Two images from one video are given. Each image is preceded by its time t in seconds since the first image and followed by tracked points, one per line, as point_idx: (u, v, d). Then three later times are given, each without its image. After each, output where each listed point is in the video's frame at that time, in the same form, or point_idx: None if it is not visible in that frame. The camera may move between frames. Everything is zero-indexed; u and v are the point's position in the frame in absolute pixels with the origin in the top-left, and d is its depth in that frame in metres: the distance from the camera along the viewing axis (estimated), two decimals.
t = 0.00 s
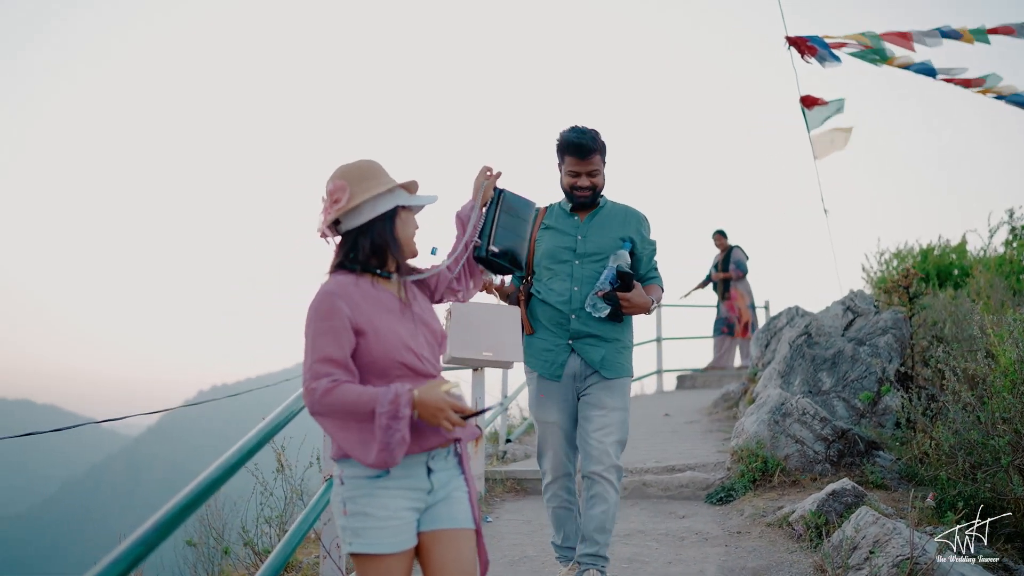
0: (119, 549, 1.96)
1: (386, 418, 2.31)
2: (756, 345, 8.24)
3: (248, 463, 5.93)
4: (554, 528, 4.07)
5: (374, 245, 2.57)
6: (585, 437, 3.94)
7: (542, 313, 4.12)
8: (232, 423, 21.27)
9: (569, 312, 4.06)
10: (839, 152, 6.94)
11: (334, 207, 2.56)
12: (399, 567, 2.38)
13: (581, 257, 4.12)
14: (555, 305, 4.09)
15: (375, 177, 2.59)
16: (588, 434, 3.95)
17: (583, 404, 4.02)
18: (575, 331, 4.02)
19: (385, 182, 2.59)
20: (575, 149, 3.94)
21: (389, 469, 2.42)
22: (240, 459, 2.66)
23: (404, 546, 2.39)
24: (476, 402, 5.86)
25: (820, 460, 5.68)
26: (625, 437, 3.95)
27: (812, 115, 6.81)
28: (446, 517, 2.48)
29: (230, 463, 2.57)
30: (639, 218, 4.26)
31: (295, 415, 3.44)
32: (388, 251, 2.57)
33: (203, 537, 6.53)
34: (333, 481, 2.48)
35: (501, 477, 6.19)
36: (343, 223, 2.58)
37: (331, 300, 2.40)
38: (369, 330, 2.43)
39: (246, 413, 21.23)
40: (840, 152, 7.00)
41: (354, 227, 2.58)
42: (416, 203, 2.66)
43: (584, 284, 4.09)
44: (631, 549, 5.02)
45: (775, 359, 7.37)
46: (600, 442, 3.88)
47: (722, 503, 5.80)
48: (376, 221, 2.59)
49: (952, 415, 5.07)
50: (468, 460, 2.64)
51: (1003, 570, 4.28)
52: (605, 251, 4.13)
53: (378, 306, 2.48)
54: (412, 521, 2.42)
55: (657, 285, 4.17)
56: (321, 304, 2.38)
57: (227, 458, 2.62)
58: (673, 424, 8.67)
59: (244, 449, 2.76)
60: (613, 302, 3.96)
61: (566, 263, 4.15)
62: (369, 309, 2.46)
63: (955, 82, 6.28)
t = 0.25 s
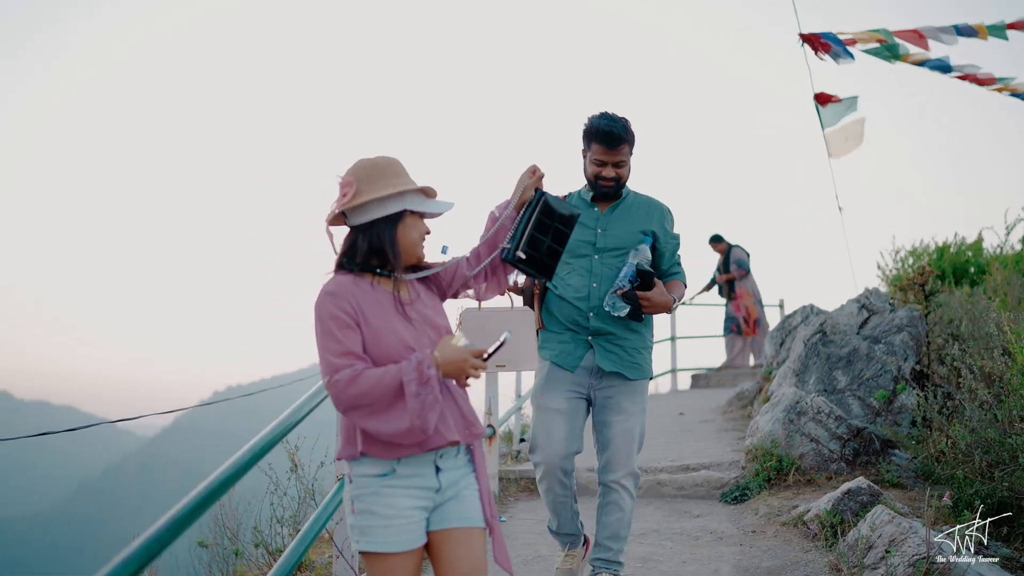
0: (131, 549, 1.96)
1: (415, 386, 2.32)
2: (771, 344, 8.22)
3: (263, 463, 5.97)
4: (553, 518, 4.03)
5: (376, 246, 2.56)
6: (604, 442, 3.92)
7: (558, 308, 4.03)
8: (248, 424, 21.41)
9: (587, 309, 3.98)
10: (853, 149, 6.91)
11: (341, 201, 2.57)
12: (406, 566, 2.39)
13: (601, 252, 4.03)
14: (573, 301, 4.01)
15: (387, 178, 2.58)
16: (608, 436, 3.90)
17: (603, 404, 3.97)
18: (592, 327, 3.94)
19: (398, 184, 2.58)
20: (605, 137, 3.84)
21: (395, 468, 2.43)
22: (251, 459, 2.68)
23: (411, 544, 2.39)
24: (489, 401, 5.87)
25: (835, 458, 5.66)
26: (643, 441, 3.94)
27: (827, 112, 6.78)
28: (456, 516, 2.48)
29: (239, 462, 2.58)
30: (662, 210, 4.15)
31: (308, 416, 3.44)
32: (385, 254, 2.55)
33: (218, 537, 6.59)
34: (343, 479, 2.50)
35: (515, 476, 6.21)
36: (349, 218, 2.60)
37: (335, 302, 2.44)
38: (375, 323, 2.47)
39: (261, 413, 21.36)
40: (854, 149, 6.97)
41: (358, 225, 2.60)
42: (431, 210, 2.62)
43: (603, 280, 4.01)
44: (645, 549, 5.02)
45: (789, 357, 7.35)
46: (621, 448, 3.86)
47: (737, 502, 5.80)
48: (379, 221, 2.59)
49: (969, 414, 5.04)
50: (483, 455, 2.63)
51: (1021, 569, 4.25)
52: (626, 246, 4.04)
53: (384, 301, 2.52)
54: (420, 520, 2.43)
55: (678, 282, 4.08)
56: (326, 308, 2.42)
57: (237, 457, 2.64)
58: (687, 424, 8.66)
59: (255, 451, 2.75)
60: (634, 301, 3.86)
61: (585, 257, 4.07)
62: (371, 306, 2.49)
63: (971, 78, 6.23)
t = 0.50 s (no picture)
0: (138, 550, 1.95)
1: (433, 352, 2.29)
2: (786, 344, 8.18)
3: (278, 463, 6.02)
4: (550, 545, 3.60)
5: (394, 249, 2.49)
6: (619, 452, 3.69)
7: (568, 311, 3.84)
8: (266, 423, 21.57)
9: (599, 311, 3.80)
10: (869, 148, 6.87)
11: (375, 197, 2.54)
12: (419, 567, 2.38)
13: (614, 251, 3.84)
14: (584, 303, 3.82)
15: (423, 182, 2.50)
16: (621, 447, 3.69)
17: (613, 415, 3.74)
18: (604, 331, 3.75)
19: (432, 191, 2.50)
20: (615, 128, 3.66)
21: (406, 470, 2.41)
22: (261, 462, 2.69)
23: (422, 547, 2.38)
24: (503, 402, 5.88)
25: (850, 459, 5.64)
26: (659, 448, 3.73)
27: (842, 111, 6.74)
28: (468, 522, 2.45)
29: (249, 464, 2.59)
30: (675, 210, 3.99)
31: (320, 416, 3.43)
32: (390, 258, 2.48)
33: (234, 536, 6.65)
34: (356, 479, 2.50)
35: (529, 477, 6.22)
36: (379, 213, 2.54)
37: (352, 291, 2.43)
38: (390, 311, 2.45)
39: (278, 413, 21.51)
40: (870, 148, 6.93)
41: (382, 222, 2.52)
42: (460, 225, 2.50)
43: (616, 281, 3.81)
44: (659, 550, 5.02)
45: (804, 357, 7.32)
46: (638, 458, 3.63)
47: (752, 503, 5.79)
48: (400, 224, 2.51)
49: (986, 415, 5.00)
50: (498, 454, 2.59)
51: None
52: (638, 247, 3.86)
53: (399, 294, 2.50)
54: (431, 523, 2.41)
55: (692, 284, 3.94)
56: (342, 295, 2.41)
57: (247, 460, 2.65)
58: (703, 424, 8.64)
59: (263, 455, 2.75)
60: (649, 305, 3.70)
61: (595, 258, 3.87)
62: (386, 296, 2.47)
63: (989, 76, 6.17)
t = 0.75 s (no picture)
0: (152, 550, 1.96)
1: (410, 322, 2.14)
2: (800, 344, 8.17)
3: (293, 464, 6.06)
4: None
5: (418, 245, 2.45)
6: (630, 527, 3.17)
7: (563, 378, 3.35)
8: (281, 423, 21.75)
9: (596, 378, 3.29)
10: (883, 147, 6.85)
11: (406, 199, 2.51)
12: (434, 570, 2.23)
13: (614, 311, 3.36)
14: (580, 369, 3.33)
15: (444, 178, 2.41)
16: (638, 518, 3.15)
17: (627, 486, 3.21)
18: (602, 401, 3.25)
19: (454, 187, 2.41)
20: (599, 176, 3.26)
21: (417, 470, 2.28)
22: (270, 466, 2.68)
23: (435, 551, 2.23)
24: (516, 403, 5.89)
25: (864, 459, 5.62)
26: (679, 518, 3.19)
27: (856, 110, 6.73)
28: (484, 530, 2.26)
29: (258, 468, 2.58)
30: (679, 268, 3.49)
31: (331, 417, 3.44)
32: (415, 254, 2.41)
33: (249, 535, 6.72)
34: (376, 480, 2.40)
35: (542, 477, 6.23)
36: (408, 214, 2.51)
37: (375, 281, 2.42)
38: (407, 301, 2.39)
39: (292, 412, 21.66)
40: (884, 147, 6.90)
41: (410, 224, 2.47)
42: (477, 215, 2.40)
43: (615, 344, 3.31)
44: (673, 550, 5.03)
45: (818, 357, 7.31)
46: (651, 533, 3.11)
47: (765, 503, 5.79)
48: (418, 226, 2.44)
49: (1001, 415, 4.98)
50: (524, 459, 2.37)
51: None
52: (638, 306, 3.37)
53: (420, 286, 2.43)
54: (445, 526, 2.25)
55: (697, 345, 3.45)
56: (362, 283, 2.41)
57: (256, 463, 2.64)
58: (716, 424, 8.63)
59: (275, 456, 2.75)
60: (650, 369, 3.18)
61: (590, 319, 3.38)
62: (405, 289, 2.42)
63: (1004, 74, 6.14)
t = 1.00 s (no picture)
0: (173, 547, 1.99)
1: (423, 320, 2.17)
2: (817, 343, 8.14)
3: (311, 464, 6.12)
4: None
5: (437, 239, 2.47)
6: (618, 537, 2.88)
7: (564, 396, 3.18)
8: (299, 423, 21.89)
9: (593, 394, 3.09)
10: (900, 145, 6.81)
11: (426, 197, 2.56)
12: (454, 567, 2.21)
13: (614, 323, 3.16)
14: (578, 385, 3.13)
15: (453, 174, 2.43)
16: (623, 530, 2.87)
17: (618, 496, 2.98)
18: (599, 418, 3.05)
19: (463, 178, 2.40)
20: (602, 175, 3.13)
21: (442, 469, 2.30)
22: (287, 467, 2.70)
23: (457, 551, 2.22)
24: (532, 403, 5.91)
25: (882, 459, 5.59)
26: (672, 531, 2.83)
27: (872, 108, 6.70)
28: (509, 533, 2.26)
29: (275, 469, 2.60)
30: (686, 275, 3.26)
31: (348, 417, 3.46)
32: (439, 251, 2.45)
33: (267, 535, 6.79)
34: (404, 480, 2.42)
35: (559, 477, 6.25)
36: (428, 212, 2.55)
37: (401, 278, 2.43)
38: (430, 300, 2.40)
39: (310, 413, 21.81)
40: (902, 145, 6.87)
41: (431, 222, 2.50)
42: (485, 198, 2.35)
43: (613, 358, 3.11)
44: (690, 550, 5.03)
45: (835, 356, 7.28)
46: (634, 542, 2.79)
47: (782, 503, 5.78)
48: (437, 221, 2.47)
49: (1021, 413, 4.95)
50: (553, 462, 2.35)
51: None
52: (639, 317, 3.16)
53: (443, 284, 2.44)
54: (468, 527, 2.25)
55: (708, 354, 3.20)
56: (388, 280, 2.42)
57: (273, 464, 2.65)
58: (733, 424, 8.62)
59: (293, 456, 2.79)
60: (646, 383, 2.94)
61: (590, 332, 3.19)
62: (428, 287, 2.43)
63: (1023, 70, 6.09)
